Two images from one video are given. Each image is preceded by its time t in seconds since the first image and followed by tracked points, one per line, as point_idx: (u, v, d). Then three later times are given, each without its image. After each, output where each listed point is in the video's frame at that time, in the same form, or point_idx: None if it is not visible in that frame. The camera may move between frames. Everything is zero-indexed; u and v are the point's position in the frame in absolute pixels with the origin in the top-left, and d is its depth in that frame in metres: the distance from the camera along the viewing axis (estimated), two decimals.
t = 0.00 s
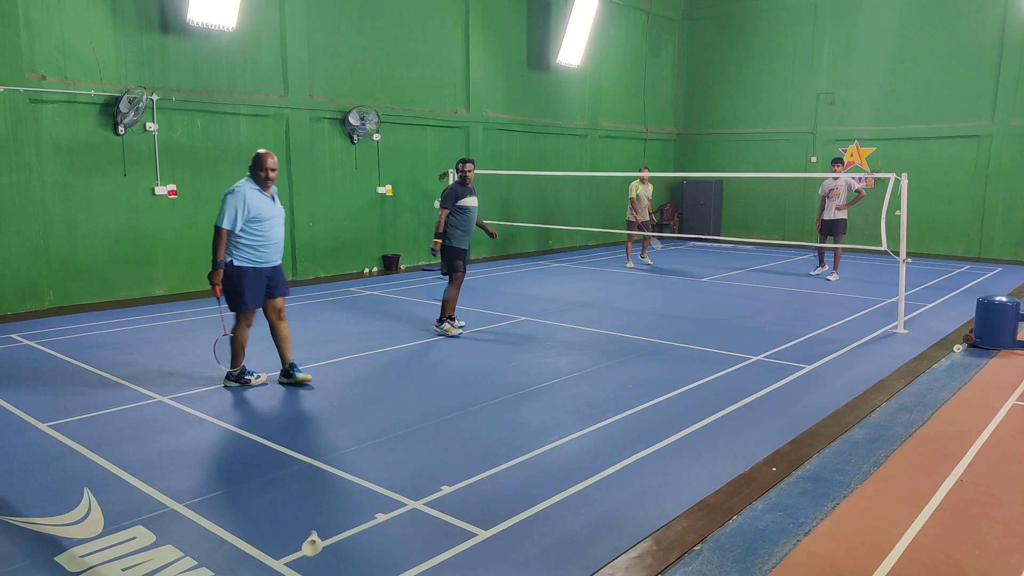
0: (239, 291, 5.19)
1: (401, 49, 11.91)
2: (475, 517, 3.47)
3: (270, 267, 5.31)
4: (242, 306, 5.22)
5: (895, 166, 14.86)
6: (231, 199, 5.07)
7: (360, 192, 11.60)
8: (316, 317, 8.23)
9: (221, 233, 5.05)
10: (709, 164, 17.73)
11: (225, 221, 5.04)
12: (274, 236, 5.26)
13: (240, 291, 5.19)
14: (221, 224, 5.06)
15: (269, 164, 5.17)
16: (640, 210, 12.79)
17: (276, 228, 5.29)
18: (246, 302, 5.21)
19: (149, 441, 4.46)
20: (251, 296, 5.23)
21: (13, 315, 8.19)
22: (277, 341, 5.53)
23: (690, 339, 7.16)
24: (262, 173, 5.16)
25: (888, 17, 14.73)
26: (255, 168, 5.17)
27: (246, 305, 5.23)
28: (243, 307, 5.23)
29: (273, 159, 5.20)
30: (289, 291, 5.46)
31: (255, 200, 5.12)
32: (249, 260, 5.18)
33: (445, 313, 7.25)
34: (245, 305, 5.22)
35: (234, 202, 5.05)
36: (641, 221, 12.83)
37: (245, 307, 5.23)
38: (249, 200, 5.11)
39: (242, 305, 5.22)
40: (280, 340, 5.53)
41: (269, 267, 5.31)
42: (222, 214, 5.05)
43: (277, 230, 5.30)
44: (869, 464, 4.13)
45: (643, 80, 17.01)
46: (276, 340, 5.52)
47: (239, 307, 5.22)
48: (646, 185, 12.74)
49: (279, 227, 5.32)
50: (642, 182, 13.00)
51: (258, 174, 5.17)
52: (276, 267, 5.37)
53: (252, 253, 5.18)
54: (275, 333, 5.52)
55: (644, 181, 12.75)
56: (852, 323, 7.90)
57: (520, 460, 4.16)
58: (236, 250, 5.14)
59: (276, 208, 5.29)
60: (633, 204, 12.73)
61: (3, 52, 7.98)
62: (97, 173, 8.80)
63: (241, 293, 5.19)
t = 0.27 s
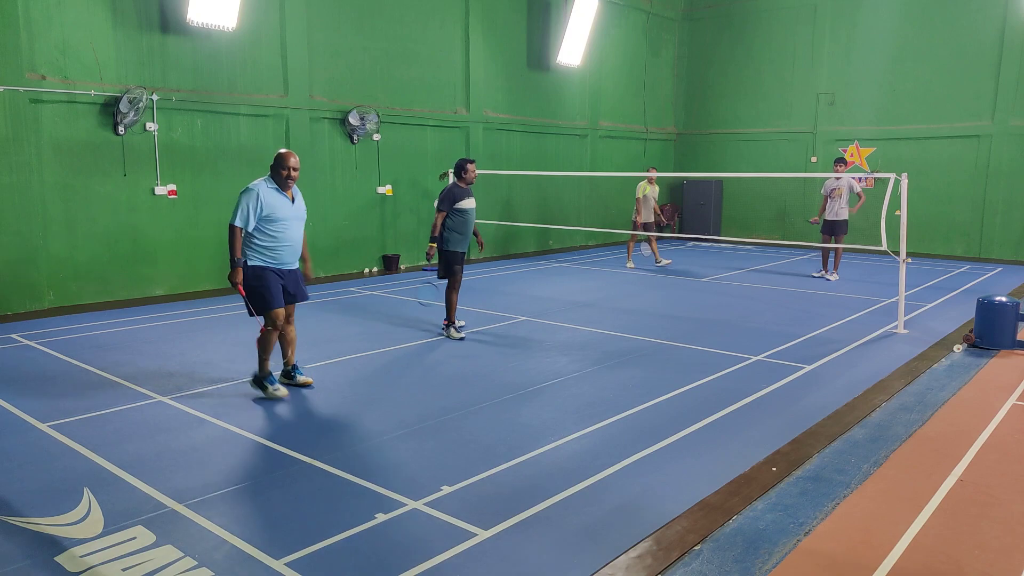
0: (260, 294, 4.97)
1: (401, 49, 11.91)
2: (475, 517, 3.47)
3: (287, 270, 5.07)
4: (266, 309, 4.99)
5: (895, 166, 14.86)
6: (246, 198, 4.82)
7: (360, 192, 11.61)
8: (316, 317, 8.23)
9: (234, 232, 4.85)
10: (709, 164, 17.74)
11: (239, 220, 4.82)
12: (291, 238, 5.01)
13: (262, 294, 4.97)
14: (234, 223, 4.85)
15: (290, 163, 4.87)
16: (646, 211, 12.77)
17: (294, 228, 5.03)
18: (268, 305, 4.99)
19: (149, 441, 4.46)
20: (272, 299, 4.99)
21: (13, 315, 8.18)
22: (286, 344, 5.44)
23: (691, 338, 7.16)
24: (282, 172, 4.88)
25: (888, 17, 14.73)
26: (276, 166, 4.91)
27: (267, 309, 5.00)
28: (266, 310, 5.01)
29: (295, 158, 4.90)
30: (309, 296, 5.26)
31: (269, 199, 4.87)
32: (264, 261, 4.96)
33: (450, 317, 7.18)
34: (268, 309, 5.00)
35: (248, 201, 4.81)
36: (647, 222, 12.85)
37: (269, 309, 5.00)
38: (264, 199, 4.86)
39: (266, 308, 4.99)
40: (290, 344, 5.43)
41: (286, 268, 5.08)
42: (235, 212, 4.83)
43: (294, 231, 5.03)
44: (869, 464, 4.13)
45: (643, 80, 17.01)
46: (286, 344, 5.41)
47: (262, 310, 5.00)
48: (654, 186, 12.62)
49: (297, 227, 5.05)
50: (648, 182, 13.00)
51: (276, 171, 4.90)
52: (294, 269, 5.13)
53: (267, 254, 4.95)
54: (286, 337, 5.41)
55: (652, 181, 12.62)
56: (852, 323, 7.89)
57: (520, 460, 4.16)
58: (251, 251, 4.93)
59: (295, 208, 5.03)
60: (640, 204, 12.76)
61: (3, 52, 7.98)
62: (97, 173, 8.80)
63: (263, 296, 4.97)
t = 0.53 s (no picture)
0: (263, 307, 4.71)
1: (401, 49, 11.91)
2: (475, 517, 3.47)
3: (294, 283, 4.82)
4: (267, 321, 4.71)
5: (895, 166, 14.86)
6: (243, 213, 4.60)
7: (360, 192, 11.60)
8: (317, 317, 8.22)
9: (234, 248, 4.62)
10: (710, 164, 17.73)
11: (236, 237, 4.59)
12: (294, 250, 4.74)
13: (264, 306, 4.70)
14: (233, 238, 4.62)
15: (290, 170, 4.57)
16: (658, 209, 12.80)
17: (297, 239, 4.76)
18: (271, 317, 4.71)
19: (149, 441, 4.47)
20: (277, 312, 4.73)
21: (13, 315, 8.19)
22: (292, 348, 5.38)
23: (691, 338, 7.15)
24: (280, 181, 4.60)
25: (888, 17, 14.73)
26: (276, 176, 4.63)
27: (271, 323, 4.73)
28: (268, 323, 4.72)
29: (293, 165, 4.59)
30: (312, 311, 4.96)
31: (267, 212, 4.62)
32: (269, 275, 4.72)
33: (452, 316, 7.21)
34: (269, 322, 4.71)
35: (246, 215, 4.58)
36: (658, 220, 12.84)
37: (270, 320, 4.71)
38: (263, 211, 4.61)
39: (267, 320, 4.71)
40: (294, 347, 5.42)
41: (292, 281, 4.81)
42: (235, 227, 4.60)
43: (298, 242, 4.76)
44: (869, 464, 4.13)
45: (643, 80, 17.01)
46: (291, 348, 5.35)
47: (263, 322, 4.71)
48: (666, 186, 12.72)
49: (301, 238, 4.78)
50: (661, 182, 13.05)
51: (275, 181, 4.62)
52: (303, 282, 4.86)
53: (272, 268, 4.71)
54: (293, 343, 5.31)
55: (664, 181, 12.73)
56: (853, 323, 7.89)
57: (520, 460, 4.16)
58: (255, 266, 4.71)
59: (296, 219, 4.75)
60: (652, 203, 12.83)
61: (3, 52, 7.98)
62: (97, 173, 8.81)
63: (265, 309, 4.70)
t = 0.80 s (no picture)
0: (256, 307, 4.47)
1: (401, 49, 11.91)
2: (475, 517, 3.47)
3: (290, 283, 4.49)
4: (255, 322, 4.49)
5: (895, 166, 14.86)
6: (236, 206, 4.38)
7: (360, 192, 11.60)
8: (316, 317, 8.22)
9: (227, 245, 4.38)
10: (710, 164, 17.73)
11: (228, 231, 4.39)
12: (287, 247, 4.42)
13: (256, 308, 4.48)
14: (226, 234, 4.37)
15: (286, 162, 4.28)
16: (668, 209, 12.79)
17: (293, 236, 4.45)
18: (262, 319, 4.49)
19: (149, 441, 4.46)
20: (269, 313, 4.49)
21: (13, 315, 8.19)
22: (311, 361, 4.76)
23: (691, 338, 7.15)
24: (276, 175, 4.30)
25: (888, 17, 14.73)
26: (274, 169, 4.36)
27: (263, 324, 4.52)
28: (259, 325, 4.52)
29: (288, 158, 4.29)
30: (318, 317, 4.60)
31: (258, 206, 4.35)
32: (263, 275, 4.45)
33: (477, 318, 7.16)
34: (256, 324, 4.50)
35: (240, 209, 4.31)
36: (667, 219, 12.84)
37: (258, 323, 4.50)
38: (256, 205, 4.33)
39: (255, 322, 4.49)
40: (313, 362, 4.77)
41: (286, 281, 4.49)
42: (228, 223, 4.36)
43: (294, 239, 4.45)
44: (869, 464, 4.13)
45: (643, 80, 17.00)
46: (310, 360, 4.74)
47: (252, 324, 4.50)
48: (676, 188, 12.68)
49: (296, 235, 4.45)
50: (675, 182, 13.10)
51: (271, 174, 4.33)
52: (301, 282, 4.54)
53: (267, 267, 4.43)
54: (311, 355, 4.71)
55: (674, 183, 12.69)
56: (853, 323, 7.89)
57: (520, 460, 4.16)
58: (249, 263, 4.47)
59: (290, 214, 4.43)
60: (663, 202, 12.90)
61: (3, 52, 7.98)
62: (97, 173, 8.81)
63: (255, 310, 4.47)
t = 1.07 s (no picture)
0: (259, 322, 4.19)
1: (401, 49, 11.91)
2: (475, 517, 3.47)
3: (287, 300, 4.04)
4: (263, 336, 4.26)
5: (895, 166, 14.86)
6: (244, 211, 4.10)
7: (360, 192, 11.60)
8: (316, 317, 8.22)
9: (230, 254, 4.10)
10: (709, 164, 17.73)
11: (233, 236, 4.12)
12: (283, 261, 4.00)
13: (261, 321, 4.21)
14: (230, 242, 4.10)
15: (295, 170, 3.90)
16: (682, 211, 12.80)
17: (290, 249, 4.01)
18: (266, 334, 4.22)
19: (148, 441, 4.46)
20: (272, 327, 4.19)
21: (13, 315, 8.19)
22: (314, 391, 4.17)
23: (691, 338, 7.16)
24: (277, 181, 3.92)
25: (888, 17, 14.73)
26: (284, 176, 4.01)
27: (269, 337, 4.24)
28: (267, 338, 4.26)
29: (293, 163, 3.90)
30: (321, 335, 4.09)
31: (259, 212, 4.01)
32: (260, 287, 4.08)
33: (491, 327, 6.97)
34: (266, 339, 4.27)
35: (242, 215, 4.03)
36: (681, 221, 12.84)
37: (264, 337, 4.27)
38: (258, 212, 4.01)
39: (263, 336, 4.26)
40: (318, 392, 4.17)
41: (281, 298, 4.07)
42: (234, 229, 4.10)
43: (293, 253, 4.01)
44: (869, 464, 4.13)
45: (643, 80, 17.00)
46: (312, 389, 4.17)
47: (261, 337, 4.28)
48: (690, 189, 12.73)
49: (294, 250, 4.01)
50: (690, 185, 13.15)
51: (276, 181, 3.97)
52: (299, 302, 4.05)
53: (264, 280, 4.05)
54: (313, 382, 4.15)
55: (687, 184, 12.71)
56: (853, 323, 7.89)
57: (520, 460, 4.16)
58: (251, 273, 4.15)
59: (291, 225, 4.01)
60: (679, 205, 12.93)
61: (3, 52, 7.97)
62: (97, 173, 8.81)
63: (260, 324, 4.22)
